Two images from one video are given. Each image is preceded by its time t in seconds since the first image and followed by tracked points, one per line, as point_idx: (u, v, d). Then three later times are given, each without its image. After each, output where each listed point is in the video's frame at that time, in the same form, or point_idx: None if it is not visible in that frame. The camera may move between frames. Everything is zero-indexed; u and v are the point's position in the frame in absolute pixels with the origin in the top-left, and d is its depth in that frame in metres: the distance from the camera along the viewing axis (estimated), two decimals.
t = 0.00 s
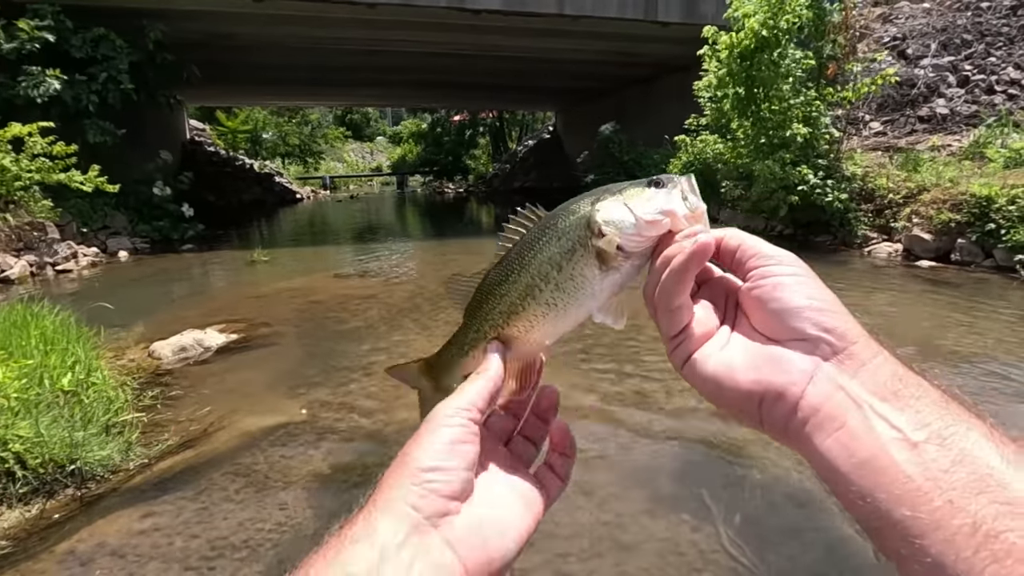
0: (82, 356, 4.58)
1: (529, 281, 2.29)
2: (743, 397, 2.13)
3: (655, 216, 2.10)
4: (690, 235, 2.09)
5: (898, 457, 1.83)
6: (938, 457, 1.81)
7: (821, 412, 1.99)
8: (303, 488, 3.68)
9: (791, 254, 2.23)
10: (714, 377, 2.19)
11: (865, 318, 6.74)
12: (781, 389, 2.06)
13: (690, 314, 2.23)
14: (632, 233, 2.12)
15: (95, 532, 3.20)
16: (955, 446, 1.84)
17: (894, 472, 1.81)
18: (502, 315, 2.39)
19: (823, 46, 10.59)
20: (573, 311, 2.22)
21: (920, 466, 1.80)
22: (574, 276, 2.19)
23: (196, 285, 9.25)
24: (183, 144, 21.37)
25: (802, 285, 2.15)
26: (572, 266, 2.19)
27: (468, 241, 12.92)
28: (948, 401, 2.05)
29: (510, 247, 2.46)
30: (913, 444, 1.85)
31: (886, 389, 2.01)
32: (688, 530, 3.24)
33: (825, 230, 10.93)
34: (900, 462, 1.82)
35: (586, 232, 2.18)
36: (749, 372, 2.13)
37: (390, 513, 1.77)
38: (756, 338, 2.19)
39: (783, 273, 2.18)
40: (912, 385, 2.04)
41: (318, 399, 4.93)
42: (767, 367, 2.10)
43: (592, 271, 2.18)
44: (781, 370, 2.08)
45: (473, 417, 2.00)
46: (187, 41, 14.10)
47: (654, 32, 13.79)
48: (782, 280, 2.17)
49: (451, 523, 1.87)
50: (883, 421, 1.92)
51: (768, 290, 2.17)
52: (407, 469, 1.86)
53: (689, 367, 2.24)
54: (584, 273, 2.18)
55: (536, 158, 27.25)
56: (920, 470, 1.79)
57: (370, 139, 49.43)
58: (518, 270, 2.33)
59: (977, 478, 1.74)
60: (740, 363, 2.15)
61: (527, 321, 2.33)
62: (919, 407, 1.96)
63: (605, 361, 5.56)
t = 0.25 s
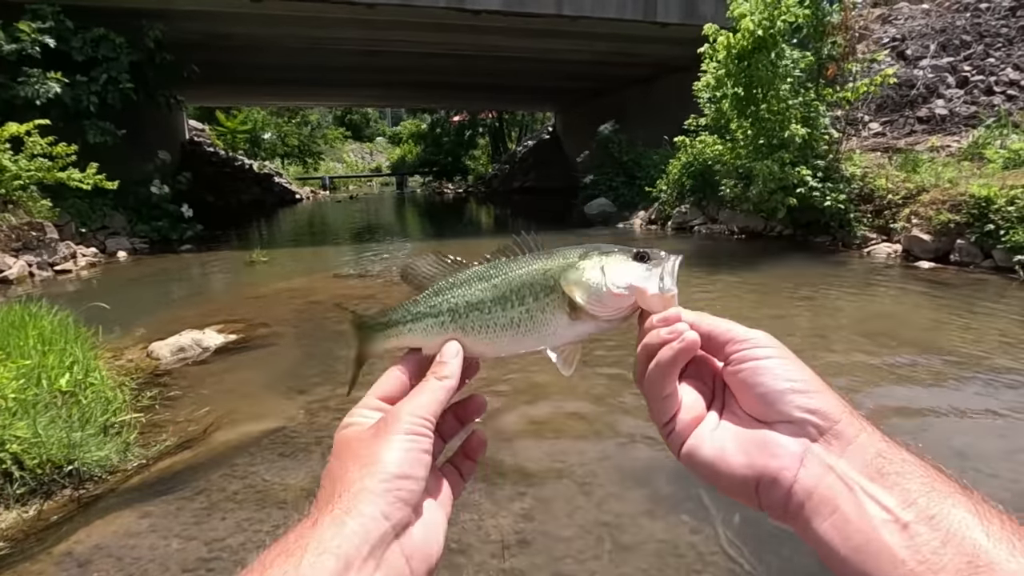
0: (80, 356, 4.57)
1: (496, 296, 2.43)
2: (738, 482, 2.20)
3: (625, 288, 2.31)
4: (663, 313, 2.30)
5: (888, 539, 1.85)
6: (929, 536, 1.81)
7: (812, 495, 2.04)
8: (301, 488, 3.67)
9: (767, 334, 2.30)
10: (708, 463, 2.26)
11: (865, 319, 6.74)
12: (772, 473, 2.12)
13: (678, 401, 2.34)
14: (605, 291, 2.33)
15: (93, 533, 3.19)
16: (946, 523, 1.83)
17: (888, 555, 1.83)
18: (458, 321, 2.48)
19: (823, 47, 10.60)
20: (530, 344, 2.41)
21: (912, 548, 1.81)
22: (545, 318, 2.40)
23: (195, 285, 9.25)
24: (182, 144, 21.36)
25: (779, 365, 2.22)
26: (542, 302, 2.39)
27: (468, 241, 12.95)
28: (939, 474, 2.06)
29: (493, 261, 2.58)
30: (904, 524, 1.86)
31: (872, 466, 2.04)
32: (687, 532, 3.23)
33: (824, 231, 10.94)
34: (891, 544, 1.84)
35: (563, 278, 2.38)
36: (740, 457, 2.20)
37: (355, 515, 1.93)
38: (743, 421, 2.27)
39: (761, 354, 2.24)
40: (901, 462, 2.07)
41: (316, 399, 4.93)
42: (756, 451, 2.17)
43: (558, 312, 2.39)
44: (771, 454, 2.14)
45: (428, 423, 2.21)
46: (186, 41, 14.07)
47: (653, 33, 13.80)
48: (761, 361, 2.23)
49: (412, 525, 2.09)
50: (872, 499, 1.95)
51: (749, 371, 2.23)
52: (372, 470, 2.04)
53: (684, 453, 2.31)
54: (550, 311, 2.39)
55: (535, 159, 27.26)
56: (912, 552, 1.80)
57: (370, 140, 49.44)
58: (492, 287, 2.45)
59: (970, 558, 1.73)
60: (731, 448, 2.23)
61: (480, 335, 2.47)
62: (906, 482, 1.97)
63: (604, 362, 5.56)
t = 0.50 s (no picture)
0: (81, 357, 4.56)
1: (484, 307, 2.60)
2: (709, 497, 2.18)
3: (609, 302, 2.49)
4: (640, 330, 2.25)
5: (849, 551, 1.83)
6: (888, 548, 1.79)
7: (779, 508, 2.02)
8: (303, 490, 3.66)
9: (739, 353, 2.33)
10: (680, 477, 2.25)
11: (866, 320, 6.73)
12: (741, 487, 2.11)
13: (652, 415, 2.34)
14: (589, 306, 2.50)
15: (94, 535, 3.19)
16: (904, 534, 1.82)
17: (848, 566, 1.80)
18: (449, 333, 2.62)
19: (824, 48, 10.56)
20: (518, 354, 2.60)
21: (869, 558, 1.79)
22: (534, 330, 2.59)
23: (195, 286, 9.24)
24: (183, 145, 21.35)
25: (750, 382, 2.24)
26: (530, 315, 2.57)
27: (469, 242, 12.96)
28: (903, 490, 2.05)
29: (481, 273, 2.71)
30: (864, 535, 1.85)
31: (837, 479, 2.03)
32: (689, 533, 3.22)
33: (825, 232, 10.93)
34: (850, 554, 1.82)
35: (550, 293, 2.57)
36: (710, 471, 2.20)
37: (334, 524, 2.04)
38: (714, 436, 2.27)
39: (732, 370, 2.26)
40: (865, 477, 2.06)
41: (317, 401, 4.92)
42: (725, 464, 2.17)
43: (545, 326, 2.58)
44: (740, 468, 2.14)
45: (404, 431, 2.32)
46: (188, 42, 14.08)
47: (654, 34, 13.80)
48: (733, 378, 2.25)
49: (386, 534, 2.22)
50: (834, 511, 1.93)
51: (720, 387, 2.25)
52: (351, 479, 2.15)
53: (657, 466, 2.31)
54: (537, 325, 2.58)
55: (536, 159, 27.26)
56: (871, 563, 1.77)
57: (370, 141, 49.48)
58: (481, 299, 2.61)
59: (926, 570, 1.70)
60: (701, 461, 2.23)
61: (470, 345, 2.63)
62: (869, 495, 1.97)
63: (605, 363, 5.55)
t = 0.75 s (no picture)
0: (81, 358, 4.55)
1: (465, 284, 2.42)
2: (695, 475, 2.18)
3: (594, 270, 2.29)
4: (629, 298, 2.26)
5: (837, 540, 1.82)
6: (878, 538, 1.78)
7: (766, 492, 2.04)
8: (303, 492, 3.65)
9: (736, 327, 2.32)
10: (666, 455, 2.24)
11: (866, 321, 6.73)
12: (729, 469, 2.11)
13: (638, 389, 2.33)
14: (573, 278, 2.31)
15: (93, 537, 3.18)
16: (897, 527, 1.81)
17: (836, 556, 1.80)
18: (429, 319, 2.45)
19: (824, 48, 10.53)
20: (503, 332, 2.41)
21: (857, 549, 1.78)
22: (517, 305, 2.39)
23: (195, 287, 9.24)
24: (184, 145, 21.36)
25: (746, 359, 2.24)
26: (513, 288, 2.38)
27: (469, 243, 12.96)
28: (892, 479, 2.06)
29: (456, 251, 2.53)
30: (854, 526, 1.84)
31: (828, 467, 2.05)
32: (690, 535, 3.21)
33: (826, 233, 10.91)
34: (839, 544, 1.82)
35: (533, 265, 2.38)
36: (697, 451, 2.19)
37: (294, 533, 1.82)
38: (703, 413, 2.27)
39: (729, 345, 2.25)
40: (854, 464, 2.08)
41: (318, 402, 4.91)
42: (715, 444, 2.17)
43: (529, 301, 2.40)
44: (729, 449, 2.13)
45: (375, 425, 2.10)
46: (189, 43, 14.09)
47: (655, 35, 13.80)
48: (728, 354, 2.24)
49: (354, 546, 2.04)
50: (823, 500, 1.94)
51: (715, 363, 2.25)
52: (315, 482, 1.92)
53: (642, 440, 2.30)
54: (522, 300, 2.39)
55: (536, 160, 27.27)
56: (860, 554, 1.76)
57: (371, 141, 49.54)
58: (459, 280, 2.43)
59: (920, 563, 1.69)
60: (689, 439, 2.22)
61: (452, 329, 2.46)
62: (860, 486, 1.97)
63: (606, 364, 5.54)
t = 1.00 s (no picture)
0: (78, 358, 4.54)
1: (470, 326, 2.44)
2: (700, 427, 2.16)
3: (570, 245, 2.21)
4: (611, 259, 2.16)
5: (844, 486, 1.82)
6: (885, 487, 1.78)
7: (773, 440, 2.00)
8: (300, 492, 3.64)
9: (731, 264, 2.17)
10: (669, 408, 2.21)
11: (866, 321, 6.72)
12: (732, 420, 2.09)
13: (634, 343, 2.27)
14: (554, 266, 2.24)
15: (89, 538, 3.17)
16: (906, 470, 1.81)
17: (843, 502, 1.81)
18: (471, 369, 2.47)
19: (824, 49, 10.49)
20: (528, 341, 2.34)
21: (866, 494, 1.79)
22: (513, 313, 2.32)
23: (194, 287, 9.23)
24: (184, 145, 21.35)
25: (747, 300, 2.09)
26: (505, 302, 2.32)
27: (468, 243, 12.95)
28: (904, 416, 2.01)
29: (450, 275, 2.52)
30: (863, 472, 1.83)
31: (838, 408, 1.96)
32: (688, 538, 3.20)
33: (826, 233, 10.90)
34: (847, 489, 1.82)
35: (513, 270, 2.32)
36: (700, 402, 2.16)
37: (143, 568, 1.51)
38: (704, 360, 2.20)
39: (725, 287, 2.12)
40: (866, 401, 2.00)
41: (316, 402, 4.90)
42: (717, 395, 2.13)
43: (528, 304, 2.30)
44: (732, 401, 2.09)
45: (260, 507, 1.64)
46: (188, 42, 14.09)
47: (655, 35, 13.80)
48: (725, 296, 2.11)
49: None
50: (831, 445, 1.90)
51: (713, 308, 2.13)
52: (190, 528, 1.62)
53: (644, 393, 2.25)
54: (519, 306, 2.31)
55: (536, 160, 27.26)
56: (867, 500, 1.78)
57: (371, 142, 49.55)
58: (471, 323, 2.43)
59: (926, 508, 1.72)
60: (689, 391, 2.18)
61: (488, 361, 2.42)
62: (870, 427, 1.92)
63: (605, 364, 5.53)
